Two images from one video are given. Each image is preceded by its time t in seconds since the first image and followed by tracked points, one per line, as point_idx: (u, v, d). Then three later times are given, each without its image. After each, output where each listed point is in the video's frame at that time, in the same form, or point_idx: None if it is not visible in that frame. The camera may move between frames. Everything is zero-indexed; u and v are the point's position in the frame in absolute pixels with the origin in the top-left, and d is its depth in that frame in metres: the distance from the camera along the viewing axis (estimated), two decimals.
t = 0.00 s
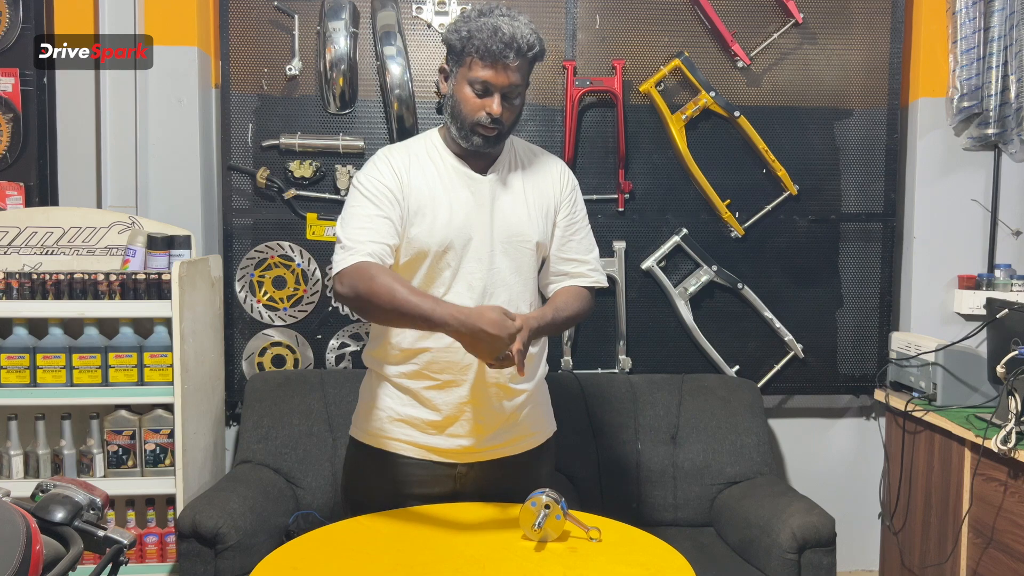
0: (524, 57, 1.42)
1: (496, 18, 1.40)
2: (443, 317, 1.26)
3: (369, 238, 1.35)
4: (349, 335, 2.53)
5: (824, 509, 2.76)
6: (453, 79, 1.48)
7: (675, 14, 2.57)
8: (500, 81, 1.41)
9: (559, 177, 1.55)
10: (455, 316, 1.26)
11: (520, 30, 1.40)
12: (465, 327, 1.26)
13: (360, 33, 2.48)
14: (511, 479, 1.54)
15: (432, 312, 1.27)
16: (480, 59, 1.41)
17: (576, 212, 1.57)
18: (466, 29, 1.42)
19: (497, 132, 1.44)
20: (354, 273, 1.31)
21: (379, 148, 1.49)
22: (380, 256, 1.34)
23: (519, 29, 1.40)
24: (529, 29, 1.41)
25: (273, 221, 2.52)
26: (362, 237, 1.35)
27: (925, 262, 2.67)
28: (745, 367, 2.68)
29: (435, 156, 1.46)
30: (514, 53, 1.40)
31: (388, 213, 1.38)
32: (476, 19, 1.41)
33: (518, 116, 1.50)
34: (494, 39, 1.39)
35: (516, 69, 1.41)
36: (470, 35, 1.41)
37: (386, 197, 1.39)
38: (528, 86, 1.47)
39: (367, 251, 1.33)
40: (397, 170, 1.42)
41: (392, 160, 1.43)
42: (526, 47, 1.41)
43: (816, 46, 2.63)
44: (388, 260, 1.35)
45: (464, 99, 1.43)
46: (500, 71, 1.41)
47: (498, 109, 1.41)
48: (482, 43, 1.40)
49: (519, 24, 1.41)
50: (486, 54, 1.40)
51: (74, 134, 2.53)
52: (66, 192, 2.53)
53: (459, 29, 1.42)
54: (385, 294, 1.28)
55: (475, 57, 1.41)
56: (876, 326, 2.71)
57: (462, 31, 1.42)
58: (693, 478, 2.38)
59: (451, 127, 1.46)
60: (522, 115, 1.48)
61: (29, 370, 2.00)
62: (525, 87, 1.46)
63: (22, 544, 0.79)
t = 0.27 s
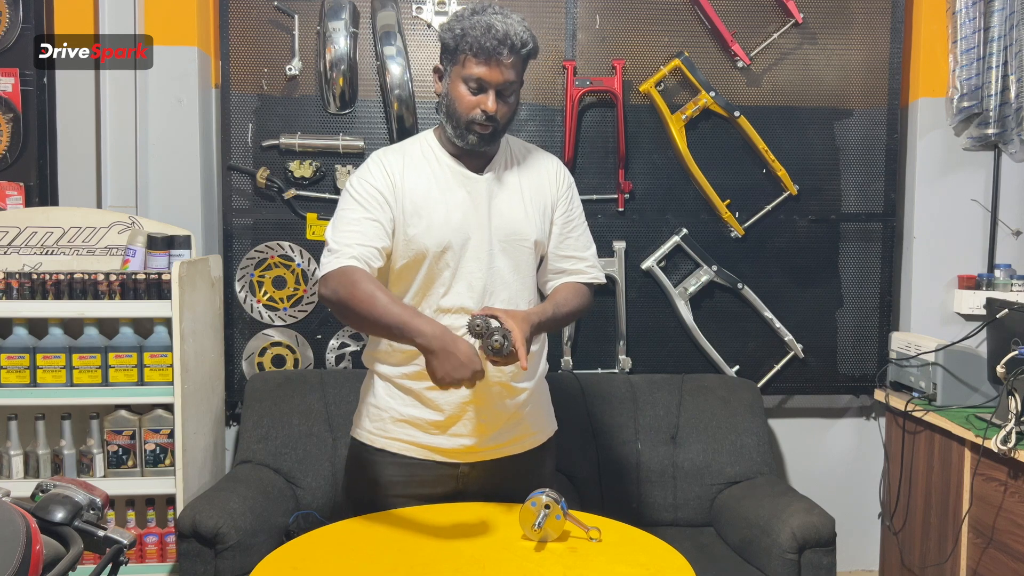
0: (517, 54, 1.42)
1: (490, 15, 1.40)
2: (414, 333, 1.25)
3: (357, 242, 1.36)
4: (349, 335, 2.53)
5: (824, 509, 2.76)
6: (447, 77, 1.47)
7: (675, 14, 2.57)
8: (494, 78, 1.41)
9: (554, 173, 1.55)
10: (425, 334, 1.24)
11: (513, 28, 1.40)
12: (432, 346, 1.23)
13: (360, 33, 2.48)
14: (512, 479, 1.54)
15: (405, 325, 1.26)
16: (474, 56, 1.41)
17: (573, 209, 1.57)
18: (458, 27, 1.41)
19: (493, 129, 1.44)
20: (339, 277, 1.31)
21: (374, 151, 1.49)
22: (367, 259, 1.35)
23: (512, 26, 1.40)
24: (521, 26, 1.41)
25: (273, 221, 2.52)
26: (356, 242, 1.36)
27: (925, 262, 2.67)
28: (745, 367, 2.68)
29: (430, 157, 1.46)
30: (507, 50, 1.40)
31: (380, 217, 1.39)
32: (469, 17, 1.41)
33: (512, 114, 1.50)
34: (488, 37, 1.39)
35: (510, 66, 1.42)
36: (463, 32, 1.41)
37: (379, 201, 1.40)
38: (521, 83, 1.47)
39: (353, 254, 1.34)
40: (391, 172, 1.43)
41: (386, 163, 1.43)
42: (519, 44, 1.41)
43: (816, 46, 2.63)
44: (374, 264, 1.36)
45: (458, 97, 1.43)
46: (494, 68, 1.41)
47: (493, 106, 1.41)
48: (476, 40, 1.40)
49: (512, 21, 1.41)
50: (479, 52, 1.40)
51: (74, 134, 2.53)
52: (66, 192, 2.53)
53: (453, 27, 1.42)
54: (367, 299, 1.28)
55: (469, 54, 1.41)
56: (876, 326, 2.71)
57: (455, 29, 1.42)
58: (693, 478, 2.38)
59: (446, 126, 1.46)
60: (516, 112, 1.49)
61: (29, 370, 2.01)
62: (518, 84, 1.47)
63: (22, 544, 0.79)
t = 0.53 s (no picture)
0: (507, 47, 1.43)
1: (477, 10, 1.42)
2: (427, 314, 1.27)
3: (359, 250, 1.37)
4: (349, 335, 2.53)
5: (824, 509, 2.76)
6: (438, 75, 1.49)
7: (675, 14, 2.57)
8: (484, 72, 1.43)
9: (553, 171, 1.54)
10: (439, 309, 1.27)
11: (501, 21, 1.41)
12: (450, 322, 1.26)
13: (360, 33, 2.48)
14: (511, 479, 1.54)
15: (415, 311, 1.28)
16: (463, 51, 1.42)
17: (572, 207, 1.56)
18: (446, 23, 1.43)
19: (485, 124, 1.45)
20: (342, 283, 1.33)
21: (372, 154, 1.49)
22: (372, 267, 1.36)
23: (500, 20, 1.41)
24: (509, 19, 1.42)
25: (273, 221, 2.52)
26: (352, 246, 1.37)
27: (925, 262, 2.67)
28: (745, 367, 2.68)
29: (428, 158, 1.46)
30: (496, 43, 1.41)
31: (382, 221, 1.40)
32: (457, 13, 1.43)
33: (506, 109, 1.50)
34: (476, 31, 1.40)
35: (500, 59, 1.43)
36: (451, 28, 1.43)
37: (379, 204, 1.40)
38: (513, 78, 1.48)
39: (355, 262, 1.35)
40: (389, 174, 1.43)
41: (383, 165, 1.44)
42: (508, 37, 1.42)
43: (816, 46, 2.63)
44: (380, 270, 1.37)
45: (449, 93, 1.44)
46: (483, 62, 1.42)
47: (484, 100, 1.42)
48: (464, 35, 1.41)
49: (500, 15, 1.42)
50: (468, 47, 1.41)
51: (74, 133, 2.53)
52: (66, 192, 2.53)
53: (441, 24, 1.44)
54: (370, 300, 1.30)
55: (458, 49, 1.43)
56: (875, 326, 2.71)
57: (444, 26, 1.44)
58: (693, 478, 2.38)
59: (439, 123, 1.47)
60: (510, 107, 1.49)
61: (29, 370, 2.01)
62: (510, 79, 1.47)
63: (22, 544, 0.79)
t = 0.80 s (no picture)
0: (514, 53, 1.43)
1: (485, 15, 1.42)
2: (401, 320, 1.36)
3: (344, 263, 1.44)
4: (349, 335, 2.53)
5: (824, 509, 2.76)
6: (444, 78, 1.49)
7: (675, 14, 2.57)
8: (490, 78, 1.43)
9: (553, 172, 1.54)
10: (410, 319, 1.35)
11: (509, 27, 1.41)
12: (420, 332, 1.33)
13: (360, 33, 2.48)
14: (511, 478, 1.54)
15: (390, 317, 1.37)
16: (471, 57, 1.42)
17: (572, 208, 1.56)
18: (454, 27, 1.42)
19: (491, 128, 1.45)
20: (329, 292, 1.43)
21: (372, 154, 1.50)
22: (357, 279, 1.45)
23: (508, 25, 1.41)
24: (517, 25, 1.43)
25: (273, 221, 2.52)
26: (341, 253, 1.44)
27: (925, 262, 2.67)
28: (745, 367, 2.68)
29: (426, 158, 1.46)
30: (504, 49, 1.42)
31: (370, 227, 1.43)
32: (465, 17, 1.42)
33: (510, 112, 1.51)
34: (484, 37, 1.40)
35: (507, 65, 1.43)
36: (459, 33, 1.42)
37: (368, 211, 1.42)
38: (519, 82, 1.49)
39: (341, 270, 1.44)
40: (387, 175, 1.44)
41: (382, 165, 1.44)
42: (516, 43, 1.42)
43: (816, 46, 2.63)
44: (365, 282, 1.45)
45: (456, 98, 1.44)
46: (490, 68, 1.42)
47: (491, 106, 1.43)
48: (472, 41, 1.41)
49: (508, 20, 1.42)
50: (476, 52, 1.41)
51: (73, 133, 2.53)
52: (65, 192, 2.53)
53: (449, 28, 1.43)
54: (353, 311, 1.40)
55: (465, 55, 1.43)
56: (875, 325, 2.71)
57: (451, 30, 1.43)
58: (693, 478, 2.38)
59: (444, 126, 1.47)
60: (514, 110, 1.50)
61: (29, 370, 2.01)
62: (516, 83, 1.48)
63: (22, 544, 0.79)
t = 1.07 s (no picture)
0: (503, 57, 1.42)
1: (474, 19, 1.40)
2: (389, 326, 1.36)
3: (344, 263, 1.45)
4: (349, 335, 2.53)
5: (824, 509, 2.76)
6: (436, 83, 1.48)
7: (675, 14, 2.57)
8: (480, 83, 1.42)
9: (551, 171, 1.52)
10: (396, 326, 1.35)
11: (498, 30, 1.40)
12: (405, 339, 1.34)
13: (360, 33, 2.48)
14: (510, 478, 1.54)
15: (380, 321, 1.37)
16: (459, 62, 1.41)
17: (571, 207, 1.53)
18: (442, 33, 1.42)
19: (483, 132, 1.45)
20: (328, 294, 1.44)
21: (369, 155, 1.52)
22: (357, 279, 1.46)
23: (497, 29, 1.40)
24: (507, 28, 1.41)
25: (273, 221, 2.52)
26: (340, 253, 1.45)
27: (925, 262, 2.67)
28: (745, 367, 2.68)
29: (422, 159, 1.47)
30: (492, 54, 1.40)
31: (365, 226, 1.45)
32: (453, 22, 1.41)
33: (504, 115, 1.49)
34: (471, 42, 1.39)
35: (496, 69, 1.42)
36: (447, 39, 1.41)
37: (364, 212, 1.44)
38: (511, 85, 1.47)
39: (343, 271, 1.45)
40: (381, 176, 1.45)
41: (377, 166, 1.46)
42: (505, 47, 1.41)
43: (816, 46, 2.63)
44: (366, 282, 1.46)
45: (446, 103, 1.44)
46: (479, 73, 1.41)
47: (480, 110, 1.42)
48: (460, 46, 1.40)
49: (497, 23, 1.40)
50: (463, 58, 1.40)
51: (73, 133, 2.53)
52: (66, 192, 2.53)
53: (437, 33, 1.43)
54: (346, 314, 1.41)
55: (454, 61, 1.42)
56: (876, 325, 2.71)
57: (440, 35, 1.43)
58: (693, 478, 2.38)
59: (437, 130, 1.47)
60: (507, 114, 1.48)
61: (29, 370, 2.01)
62: (508, 86, 1.46)
63: (22, 544, 0.79)
